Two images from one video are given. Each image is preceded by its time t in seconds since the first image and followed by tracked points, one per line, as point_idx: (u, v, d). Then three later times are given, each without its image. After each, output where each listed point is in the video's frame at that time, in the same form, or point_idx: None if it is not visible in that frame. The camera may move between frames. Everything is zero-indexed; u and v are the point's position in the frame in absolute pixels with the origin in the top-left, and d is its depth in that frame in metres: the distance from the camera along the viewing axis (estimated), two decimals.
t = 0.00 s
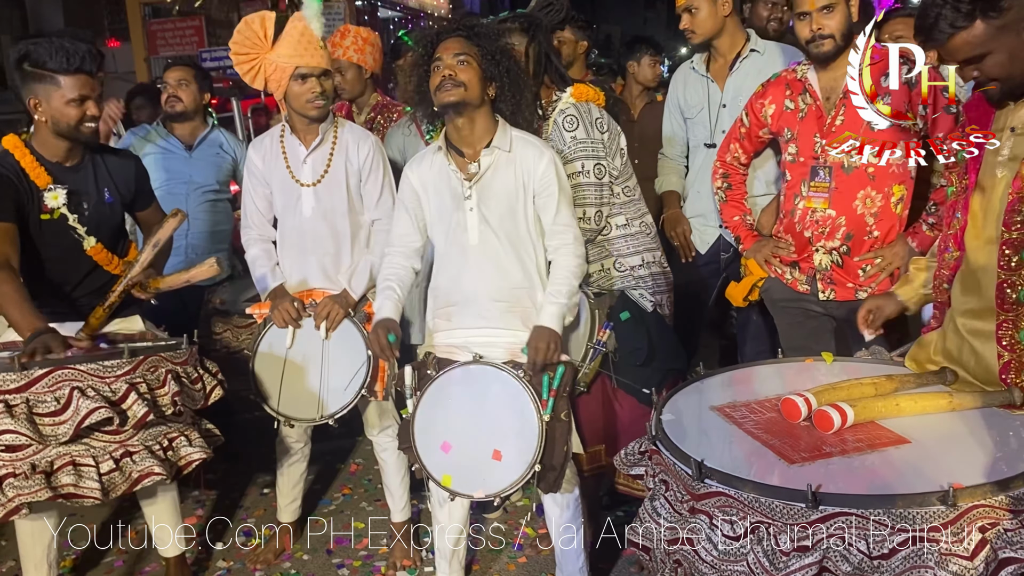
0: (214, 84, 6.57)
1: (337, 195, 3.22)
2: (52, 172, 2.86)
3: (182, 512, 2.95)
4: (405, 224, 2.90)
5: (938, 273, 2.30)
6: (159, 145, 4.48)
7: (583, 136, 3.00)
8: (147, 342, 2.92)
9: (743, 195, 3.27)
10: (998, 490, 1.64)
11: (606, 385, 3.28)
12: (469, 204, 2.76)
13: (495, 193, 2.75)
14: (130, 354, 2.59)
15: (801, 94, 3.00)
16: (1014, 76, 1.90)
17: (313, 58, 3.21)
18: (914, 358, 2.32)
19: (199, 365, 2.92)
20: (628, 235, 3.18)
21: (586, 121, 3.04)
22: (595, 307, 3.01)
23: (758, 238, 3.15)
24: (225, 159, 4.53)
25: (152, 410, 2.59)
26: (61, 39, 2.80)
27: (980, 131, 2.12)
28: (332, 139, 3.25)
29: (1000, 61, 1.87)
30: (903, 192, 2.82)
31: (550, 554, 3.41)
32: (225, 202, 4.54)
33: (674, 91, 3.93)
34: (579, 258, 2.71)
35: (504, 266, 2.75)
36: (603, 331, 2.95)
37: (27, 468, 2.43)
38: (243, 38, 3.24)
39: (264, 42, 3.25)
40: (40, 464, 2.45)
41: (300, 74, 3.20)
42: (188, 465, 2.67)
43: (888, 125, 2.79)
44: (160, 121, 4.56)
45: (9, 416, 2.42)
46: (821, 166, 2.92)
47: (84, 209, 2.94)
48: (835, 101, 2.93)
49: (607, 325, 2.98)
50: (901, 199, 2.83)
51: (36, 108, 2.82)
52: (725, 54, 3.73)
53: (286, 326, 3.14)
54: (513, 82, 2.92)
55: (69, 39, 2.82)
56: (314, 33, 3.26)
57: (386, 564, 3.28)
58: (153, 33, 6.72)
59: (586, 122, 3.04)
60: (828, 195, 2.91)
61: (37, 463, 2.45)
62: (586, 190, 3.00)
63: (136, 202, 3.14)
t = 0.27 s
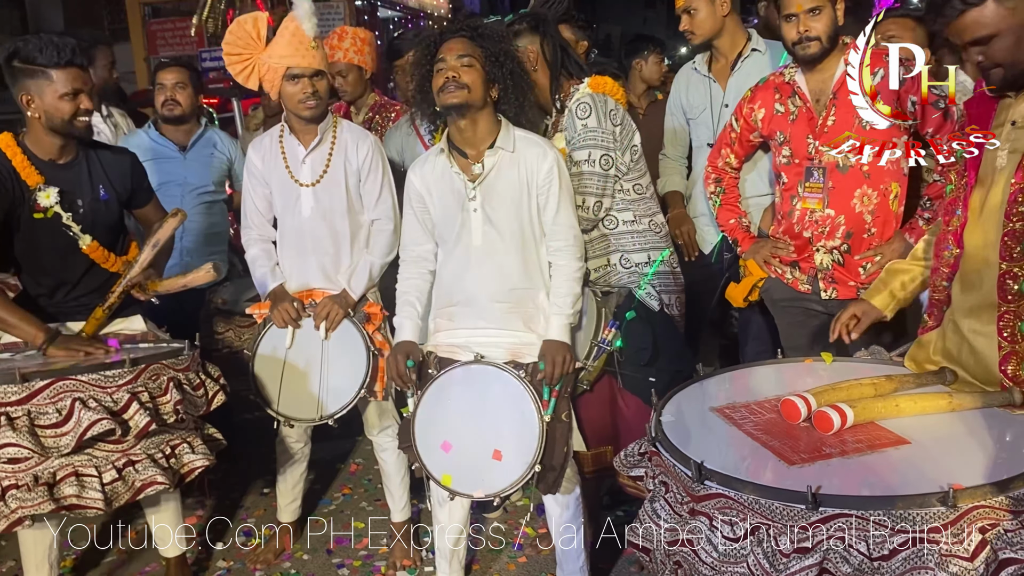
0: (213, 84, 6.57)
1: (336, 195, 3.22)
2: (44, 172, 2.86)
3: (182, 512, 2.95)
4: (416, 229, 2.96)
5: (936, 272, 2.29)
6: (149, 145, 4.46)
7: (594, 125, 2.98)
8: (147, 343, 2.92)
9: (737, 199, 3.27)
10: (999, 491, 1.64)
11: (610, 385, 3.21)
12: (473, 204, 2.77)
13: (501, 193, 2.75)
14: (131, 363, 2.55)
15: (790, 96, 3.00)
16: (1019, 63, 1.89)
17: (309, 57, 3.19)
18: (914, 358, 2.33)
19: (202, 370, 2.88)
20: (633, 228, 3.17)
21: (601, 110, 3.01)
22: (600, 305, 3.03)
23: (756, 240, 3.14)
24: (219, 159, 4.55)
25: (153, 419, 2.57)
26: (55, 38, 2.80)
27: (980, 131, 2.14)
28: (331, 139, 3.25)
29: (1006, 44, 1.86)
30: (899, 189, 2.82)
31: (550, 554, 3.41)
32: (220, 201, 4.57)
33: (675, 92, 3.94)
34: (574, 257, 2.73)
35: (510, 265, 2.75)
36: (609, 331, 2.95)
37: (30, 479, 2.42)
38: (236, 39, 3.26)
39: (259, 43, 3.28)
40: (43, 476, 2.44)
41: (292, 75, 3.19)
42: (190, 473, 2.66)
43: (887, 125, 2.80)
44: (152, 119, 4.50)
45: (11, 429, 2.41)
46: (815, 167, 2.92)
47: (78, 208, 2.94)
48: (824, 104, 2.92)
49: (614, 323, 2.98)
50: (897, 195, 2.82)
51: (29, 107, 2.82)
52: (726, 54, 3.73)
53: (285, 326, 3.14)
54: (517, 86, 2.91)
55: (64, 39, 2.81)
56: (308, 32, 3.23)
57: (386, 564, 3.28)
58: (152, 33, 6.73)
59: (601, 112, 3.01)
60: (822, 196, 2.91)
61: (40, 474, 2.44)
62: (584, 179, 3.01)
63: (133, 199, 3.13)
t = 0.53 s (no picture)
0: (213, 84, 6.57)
1: (336, 195, 3.22)
2: (39, 170, 2.88)
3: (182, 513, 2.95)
4: (418, 227, 2.97)
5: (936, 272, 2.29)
6: (140, 147, 4.43)
7: (608, 116, 2.97)
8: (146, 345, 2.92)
9: (738, 203, 3.23)
10: (996, 488, 1.65)
11: (611, 384, 3.22)
12: (472, 204, 2.77)
13: (500, 192, 2.76)
14: (127, 374, 2.53)
15: (788, 97, 3.00)
16: None
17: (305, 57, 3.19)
18: (914, 358, 2.33)
19: (199, 378, 2.89)
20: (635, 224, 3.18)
21: (615, 102, 3.00)
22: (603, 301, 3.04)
23: (760, 243, 3.10)
24: (207, 158, 4.53)
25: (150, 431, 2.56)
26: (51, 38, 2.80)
27: (980, 130, 2.15)
28: (331, 139, 3.25)
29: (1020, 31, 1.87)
30: (901, 185, 2.82)
31: (550, 554, 3.41)
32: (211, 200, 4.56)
33: (676, 92, 3.94)
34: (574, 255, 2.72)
35: (514, 264, 2.75)
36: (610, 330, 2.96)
37: (25, 493, 2.39)
38: (232, 39, 3.29)
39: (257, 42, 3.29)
40: (38, 489, 2.41)
41: (288, 75, 3.20)
42: (188, 482, 2.69)
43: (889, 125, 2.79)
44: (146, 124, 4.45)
45: (5, 443, 2.37)
46: (815, 166, 2.92)
47: (73, 205, 2.94)
48: (824, 103, 2.92)
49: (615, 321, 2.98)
50: (900, 191, 2.82)
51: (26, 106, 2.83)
52: (729, 55, 3.73)
53: (285, 326, 3.15)
54: (519, 86, 2.91)
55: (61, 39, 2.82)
56: (304, 32, 3.21)
57: (386, 564, 3.28)
58: (152, 33, 6.74)
59: (615, 104, 3.00)
60: (823, 195, 2.91)
61: (36, 487, 2.41)
62: (594, 170, 2.99)
63: (132, 197, 3.11)
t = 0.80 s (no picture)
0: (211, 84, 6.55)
1: (336, 195, 3.22)
2: (31, 170, 2.88)
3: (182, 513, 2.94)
4: (418, 226, 2.97)
5: (933, 267, 2.29)
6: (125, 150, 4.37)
7: (608, 119, 2.97)
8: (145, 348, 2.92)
9: (749, 202, 3.23)
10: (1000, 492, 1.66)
11: (611, 384, 3.22)
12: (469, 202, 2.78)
13: (496, 191, 2.76)
14: (112, 372, 2.53)
15: (802, 95, 3.01)
16: None
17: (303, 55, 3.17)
18: (910, 357, 2.33)
19: (192, 378, 2.89)
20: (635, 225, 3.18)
21: (614, 105, 3.00)
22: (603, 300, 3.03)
23: (769, 242, 3.10)
24: (190, 164, 4.44)
25: (134, 431, 2.56)
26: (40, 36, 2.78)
27: (980, 131, 2.14)
28: (331, 139, 3.24)
29: None
30: (912, 187, 2.83)
31: (550, 554, 3.41)
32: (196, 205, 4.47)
33: (676, 91, 3.94)
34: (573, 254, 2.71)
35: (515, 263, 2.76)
36: (610, 328, 2.98)
37: (6, 491, 2.42)
38: (231, 36, 3.29)
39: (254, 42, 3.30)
40: (19, 488, 2.44)
41: (281, 74, 3.18)
42: (174, 484, 2.66)
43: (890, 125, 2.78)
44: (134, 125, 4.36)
45: None
46: (825, 164, 2.94)
47: (68, 205, 2.93)
48: (836, 100, 2.93)
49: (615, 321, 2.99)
50: (910, 193, 2.83)
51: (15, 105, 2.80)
52: (731, 54, 3.72)
53: (285, 326, 3.15)
54: (516, 85, 2.89)
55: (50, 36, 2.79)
56: (295, 32, 3.18)
57: (386, 564, 3.28)
58: (152, 32, 6.74)
59: (613, 107, 3.01)
60: (831, 193, 2.93)
61: (17, 486, 2.44)
62: (595, 173, 2.99)
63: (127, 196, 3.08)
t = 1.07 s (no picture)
0: (210, 83, 6.54)
1: (334, 194, 3.21)
2: (26, 169, 2.88)
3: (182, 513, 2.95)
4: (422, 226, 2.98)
5: (934, 260, 2.35)
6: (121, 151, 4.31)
7: (600, 124, 2.97)
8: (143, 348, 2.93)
9: (768, 198, 3.23)
10: (996, 497, 1.66)
11: (611, 382, 3.16)
12: (467, 199, 2.79)
13: (492, 189, 2.76)
14: (112, 379, 2.50)
15: (820, 91, 3.01)
16: None
17: (300, 56, 3.16)
18: (909, 358, 2.31)
19: (192, 383, 2.84)
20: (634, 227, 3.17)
21: (606, 110, 3.00)
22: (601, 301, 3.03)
23: (785, 241, 3.12)
24: (185, 166, 4.39)
25: (134, 437, 2.52)
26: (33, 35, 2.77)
27: (981, 131, 2.16)
28: (330, 139, 3.23)
29: None
30: (931, 187, 2.80)
31: (550, 554, 3.41)
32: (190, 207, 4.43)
33: (678, 90, 3.94)
34: (569, 253, 2.71)
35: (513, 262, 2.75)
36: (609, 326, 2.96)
37: (7, 499, 2.39)
38: (230, 35, 3.29)
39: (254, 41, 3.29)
40: (20, 496, 2.42)
41: (276, 74, 3.18)
42: (176, 488, 2.68)
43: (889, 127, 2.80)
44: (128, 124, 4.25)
45: None
46: (838, 162, 2.93)
47: (65, 203, 2.92)
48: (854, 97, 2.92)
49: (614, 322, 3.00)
50: (927, 194, 2.81)
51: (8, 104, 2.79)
52: (733, 54, 3.71)
53: (284, 326, 3.14)
54: (502, 84, 2.83)
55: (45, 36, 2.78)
56: (287, 32, 3.16)
57: (385, 564, 3.28)
58: (150, 32, 6.75)
59: (605, 111, 3.00)
60: (844, 192, 2.92)
61: (18, 494, 2.42)
62: (590, 178, 2.99)
63: (123, 193, 3.07)
